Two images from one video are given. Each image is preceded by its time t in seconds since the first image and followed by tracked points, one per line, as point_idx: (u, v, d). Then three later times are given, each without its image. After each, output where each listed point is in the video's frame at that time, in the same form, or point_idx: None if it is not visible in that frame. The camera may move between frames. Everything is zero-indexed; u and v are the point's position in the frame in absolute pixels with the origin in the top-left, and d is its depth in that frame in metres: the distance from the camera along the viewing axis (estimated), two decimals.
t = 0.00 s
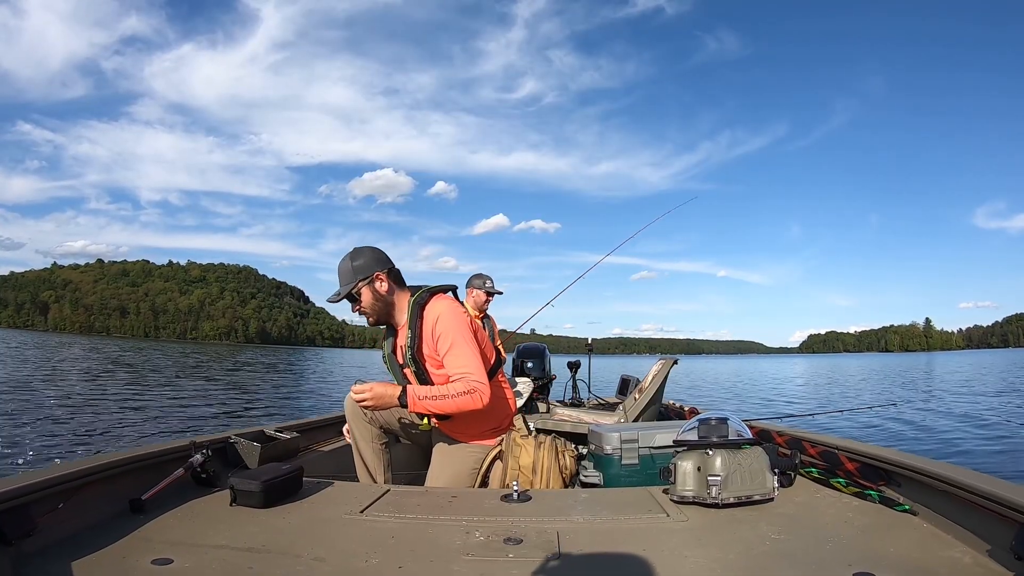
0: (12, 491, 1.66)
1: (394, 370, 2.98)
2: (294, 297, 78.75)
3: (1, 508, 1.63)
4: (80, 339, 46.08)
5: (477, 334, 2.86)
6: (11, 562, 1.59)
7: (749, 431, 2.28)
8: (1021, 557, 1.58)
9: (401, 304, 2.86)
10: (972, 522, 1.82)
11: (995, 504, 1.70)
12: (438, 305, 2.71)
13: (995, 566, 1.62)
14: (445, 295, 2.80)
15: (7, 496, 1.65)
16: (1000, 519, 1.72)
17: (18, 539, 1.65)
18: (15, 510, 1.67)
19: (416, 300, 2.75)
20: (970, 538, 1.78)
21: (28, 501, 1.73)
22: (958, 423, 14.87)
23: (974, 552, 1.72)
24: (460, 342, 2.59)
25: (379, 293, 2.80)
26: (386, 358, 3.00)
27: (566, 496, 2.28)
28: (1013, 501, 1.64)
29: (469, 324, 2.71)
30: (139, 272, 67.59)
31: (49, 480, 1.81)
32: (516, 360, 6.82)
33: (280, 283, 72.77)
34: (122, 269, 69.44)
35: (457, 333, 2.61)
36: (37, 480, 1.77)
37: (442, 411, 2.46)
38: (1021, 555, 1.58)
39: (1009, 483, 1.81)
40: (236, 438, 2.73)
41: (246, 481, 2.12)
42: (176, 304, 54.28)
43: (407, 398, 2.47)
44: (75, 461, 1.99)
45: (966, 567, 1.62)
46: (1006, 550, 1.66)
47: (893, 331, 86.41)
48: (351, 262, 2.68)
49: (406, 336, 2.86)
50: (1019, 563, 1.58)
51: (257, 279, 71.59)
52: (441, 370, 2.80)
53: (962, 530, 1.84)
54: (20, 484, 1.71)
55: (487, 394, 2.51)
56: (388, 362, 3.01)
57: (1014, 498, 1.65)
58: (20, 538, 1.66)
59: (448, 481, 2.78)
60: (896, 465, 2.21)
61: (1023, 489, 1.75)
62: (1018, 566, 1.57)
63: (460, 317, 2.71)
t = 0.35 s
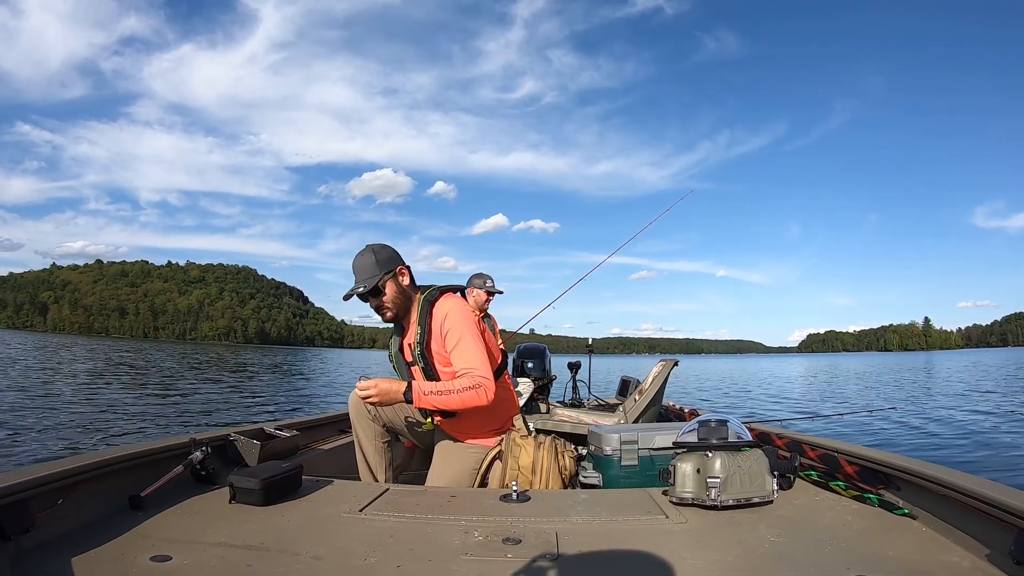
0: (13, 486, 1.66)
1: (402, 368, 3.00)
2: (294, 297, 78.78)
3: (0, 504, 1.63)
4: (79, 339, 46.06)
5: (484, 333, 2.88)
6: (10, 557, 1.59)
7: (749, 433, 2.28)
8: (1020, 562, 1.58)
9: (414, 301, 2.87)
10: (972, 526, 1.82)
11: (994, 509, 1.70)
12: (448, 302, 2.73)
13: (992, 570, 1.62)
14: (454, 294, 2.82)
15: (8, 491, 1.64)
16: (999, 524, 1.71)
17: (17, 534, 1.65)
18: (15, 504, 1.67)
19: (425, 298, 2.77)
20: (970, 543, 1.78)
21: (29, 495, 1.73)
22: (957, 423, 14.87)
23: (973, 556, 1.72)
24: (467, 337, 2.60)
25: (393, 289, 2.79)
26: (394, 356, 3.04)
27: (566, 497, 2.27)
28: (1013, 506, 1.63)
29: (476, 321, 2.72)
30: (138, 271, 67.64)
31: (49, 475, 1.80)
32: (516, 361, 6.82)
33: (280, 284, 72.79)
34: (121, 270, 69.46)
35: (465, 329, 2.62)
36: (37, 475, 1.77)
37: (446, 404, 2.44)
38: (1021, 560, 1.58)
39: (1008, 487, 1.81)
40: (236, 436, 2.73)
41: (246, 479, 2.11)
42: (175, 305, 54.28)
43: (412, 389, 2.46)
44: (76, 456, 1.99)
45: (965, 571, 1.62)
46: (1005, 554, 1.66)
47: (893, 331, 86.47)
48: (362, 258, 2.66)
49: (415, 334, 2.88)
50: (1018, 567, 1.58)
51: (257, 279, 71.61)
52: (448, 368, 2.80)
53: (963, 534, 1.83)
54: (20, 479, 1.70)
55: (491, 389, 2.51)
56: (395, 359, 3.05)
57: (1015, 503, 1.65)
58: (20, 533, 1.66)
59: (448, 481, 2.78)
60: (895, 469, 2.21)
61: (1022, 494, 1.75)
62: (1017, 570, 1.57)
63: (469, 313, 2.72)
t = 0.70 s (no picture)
0: (13, 487, 1.66)
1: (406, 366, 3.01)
2: (293, 297, 78.71)
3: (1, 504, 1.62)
4: (78, 339, 45.98)
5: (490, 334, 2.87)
6: (9, 557, 1.59)
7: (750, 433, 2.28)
8: (1020, 562, 1.58)
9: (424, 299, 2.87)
10: (973, 526, 1.82)
11: (997, 510, 1.70)
12: (456, 302, 2.71)
13: (993, 570, 1.62)
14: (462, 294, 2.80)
15: (9, 491, 1.64)
16: (1001, 524, 1.71)
17: (17, 535, 1.65)
18: (16, 505, 1.67)
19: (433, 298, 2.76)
20: (971, 543, 1.78)
21: (29, 496, 1.73)
22: (955, 423, 14.90)
23: (973, 555, 1.72)
24: (472, 338, 2.59)
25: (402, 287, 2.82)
26: (398, 354, 3.05)
27: (566, 496, 2.28)
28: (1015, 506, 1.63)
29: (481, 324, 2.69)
30: (140, 270, 68.01)
31: (50, 477, 1.80)
32: (516, 361, 6.83)
33: (280, 283, 72.77)
34: (121, 269, 69.48)
35: (469, 331, 2.60)
36: (38, 476, 1.77)
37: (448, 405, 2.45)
38: (1020, 560, 1.58)
39: (1011, 487, 1.80)
40: (236, 436, 2.73)
41: (247, 479, 2.12)
42: (175, 304, 54.30)
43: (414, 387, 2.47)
44: (76, 457, 1.99)
45: (963, 571, 1.62)
46: (1003, 554, 1.67)
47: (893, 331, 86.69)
48: (373, 255, 2.66)
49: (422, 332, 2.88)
50: (1018, 566, 1.58)
51: (256, 279, 71.56)
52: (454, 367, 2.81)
53: (964, 534, 1.83)
54: (20, 480, 1.70)
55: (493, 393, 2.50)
56: (399, 358, 3.05)
57: (1017, 503, 1.64)
58: (20, 533, 1.66)
59: (449, 482, 2.78)
60: (896, 468, 2.21)
61: None
62: (1017, 569, 1.58)
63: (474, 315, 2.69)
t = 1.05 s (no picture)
0: (12, 489, 1.69)
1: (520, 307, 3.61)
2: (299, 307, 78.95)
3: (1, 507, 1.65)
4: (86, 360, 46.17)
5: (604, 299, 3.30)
6: (10, 557, 1.62)
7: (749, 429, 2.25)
8: (1021, 559, 1.54)
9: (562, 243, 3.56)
10: (972, 521, 1.79)
11: (996, 505, 1.66)
12: (587, 251, 3.27)
13: (994, 566, 1.59)
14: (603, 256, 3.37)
15: (8, 492, 1.67)
16: (1000, 519, 1.68)
17: (17, 536, 1.68)
18: (15, 508, 1.70)
19: (568, 242, 3.39)
20: (972, 538, 1.75)
21: (27, 498, 1.75)
22: (962, 402, 14.83)
23: (975, 551, 1.69)
24: (581, 281, 3.08)
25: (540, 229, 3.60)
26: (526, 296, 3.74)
27: (566, 494, 2.27)
28: (1011, 501, 1.60)
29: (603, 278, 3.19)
30: (137, 287, 67.23)
31: (48, 477, 1.84)
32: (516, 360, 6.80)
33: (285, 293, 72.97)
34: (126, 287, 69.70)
35: (581, 275, 3.10)
36: (36, 477, 1.80)
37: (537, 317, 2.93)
38: (1021, 556, 1.55)
39: (1009, 482, 1.77)
40: (236, 436, 2.76)
41: (246, 479, 2.14)
42: (177, 320, 54.82)
43: (511, 297, 3.03)
44: (76, 459, 2.03)
45: (968, 567, 1.59)
46: (1006, 550, 1.63)
47: (899, 312, 85.95)
48: (533, 190, 3.52)
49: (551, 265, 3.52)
50: (1020, 563, 1.55)
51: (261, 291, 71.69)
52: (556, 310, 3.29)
53: (963, 531, 1.80)
54: (18, 482, 1.73)
55: (577, 324, 2.94)
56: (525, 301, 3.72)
57: (1014, 499, 1.61)
58: (20, 535, 1.69)
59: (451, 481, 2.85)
60: (894, 464, 2.19)
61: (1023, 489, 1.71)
62: (1018, 566, 1.55)
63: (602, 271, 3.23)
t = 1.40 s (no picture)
0: (12, 488, 1.68)
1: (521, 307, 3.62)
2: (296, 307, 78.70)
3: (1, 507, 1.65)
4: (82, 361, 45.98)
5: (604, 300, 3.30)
6: (10, 557, 1.62)
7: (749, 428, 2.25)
8: (1021, 559, 1.55)
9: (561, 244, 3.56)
10: (972, 521, 1.79)
11: (996, 506, 1.66)
12: (586, 252, 3.27)
13: (994, 566, 1.60)
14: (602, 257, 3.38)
15: (8, 492, 1.67)
16: (999, 519, 1.68)
17: (17, 536, 1.68)
18: (16, 507, 1.70)
19: (568, 242, 3.39)
20: (971, 539, 1.75)
21: (28, 498, 1.75)
22: (959, 402, 14.84)
23: (975, 552, 1.69)
24: (584, 284, 3.08)
25: (541, 228, 3.60)
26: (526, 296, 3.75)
27: (565, 495, 2.27)
28: (1010, 500, 1.61)
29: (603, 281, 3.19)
30: (135, 287, 66.87)
31: (49, 477, 1.84)
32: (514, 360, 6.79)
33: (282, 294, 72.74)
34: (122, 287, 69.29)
35: (582, 280, 3.09)
36: (37, 477, 1.80)
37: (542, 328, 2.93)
38: (1020, 557, 1.55)
39: (1008, 482, 1.77)
40: (236, 435, 2.76)
41: (245, 479, 2.14)
42: (174, 320, 54.67)
43: (513, 310, 3.05)
44: (76, 459, 2.03)
45: (965, 567, 1.60)
46: (1006, 550, 1.63)
47: (897, 311, 86.11)
48: (533, 189, 3.53)
49: (550, 264, 3.52)
50: (1020, 564, 1.55)
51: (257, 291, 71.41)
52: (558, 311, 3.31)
53: (962, 531, 1.80)
54: (19, 482, 1.73)
55: (582, 333, 2.94)
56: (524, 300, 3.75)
57: (1014, 499, 1.61)
58: (21, 535, 1.69)
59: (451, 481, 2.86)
60: (893, 464, 2.19)
61: (1023, 489, 1.71)
62: (1018, 566, 1.55)
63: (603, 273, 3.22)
